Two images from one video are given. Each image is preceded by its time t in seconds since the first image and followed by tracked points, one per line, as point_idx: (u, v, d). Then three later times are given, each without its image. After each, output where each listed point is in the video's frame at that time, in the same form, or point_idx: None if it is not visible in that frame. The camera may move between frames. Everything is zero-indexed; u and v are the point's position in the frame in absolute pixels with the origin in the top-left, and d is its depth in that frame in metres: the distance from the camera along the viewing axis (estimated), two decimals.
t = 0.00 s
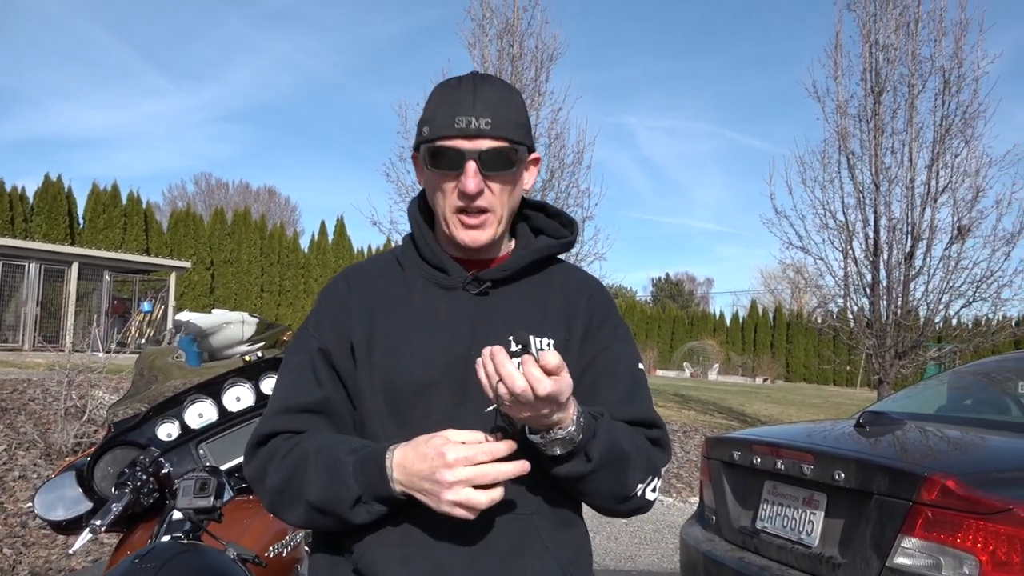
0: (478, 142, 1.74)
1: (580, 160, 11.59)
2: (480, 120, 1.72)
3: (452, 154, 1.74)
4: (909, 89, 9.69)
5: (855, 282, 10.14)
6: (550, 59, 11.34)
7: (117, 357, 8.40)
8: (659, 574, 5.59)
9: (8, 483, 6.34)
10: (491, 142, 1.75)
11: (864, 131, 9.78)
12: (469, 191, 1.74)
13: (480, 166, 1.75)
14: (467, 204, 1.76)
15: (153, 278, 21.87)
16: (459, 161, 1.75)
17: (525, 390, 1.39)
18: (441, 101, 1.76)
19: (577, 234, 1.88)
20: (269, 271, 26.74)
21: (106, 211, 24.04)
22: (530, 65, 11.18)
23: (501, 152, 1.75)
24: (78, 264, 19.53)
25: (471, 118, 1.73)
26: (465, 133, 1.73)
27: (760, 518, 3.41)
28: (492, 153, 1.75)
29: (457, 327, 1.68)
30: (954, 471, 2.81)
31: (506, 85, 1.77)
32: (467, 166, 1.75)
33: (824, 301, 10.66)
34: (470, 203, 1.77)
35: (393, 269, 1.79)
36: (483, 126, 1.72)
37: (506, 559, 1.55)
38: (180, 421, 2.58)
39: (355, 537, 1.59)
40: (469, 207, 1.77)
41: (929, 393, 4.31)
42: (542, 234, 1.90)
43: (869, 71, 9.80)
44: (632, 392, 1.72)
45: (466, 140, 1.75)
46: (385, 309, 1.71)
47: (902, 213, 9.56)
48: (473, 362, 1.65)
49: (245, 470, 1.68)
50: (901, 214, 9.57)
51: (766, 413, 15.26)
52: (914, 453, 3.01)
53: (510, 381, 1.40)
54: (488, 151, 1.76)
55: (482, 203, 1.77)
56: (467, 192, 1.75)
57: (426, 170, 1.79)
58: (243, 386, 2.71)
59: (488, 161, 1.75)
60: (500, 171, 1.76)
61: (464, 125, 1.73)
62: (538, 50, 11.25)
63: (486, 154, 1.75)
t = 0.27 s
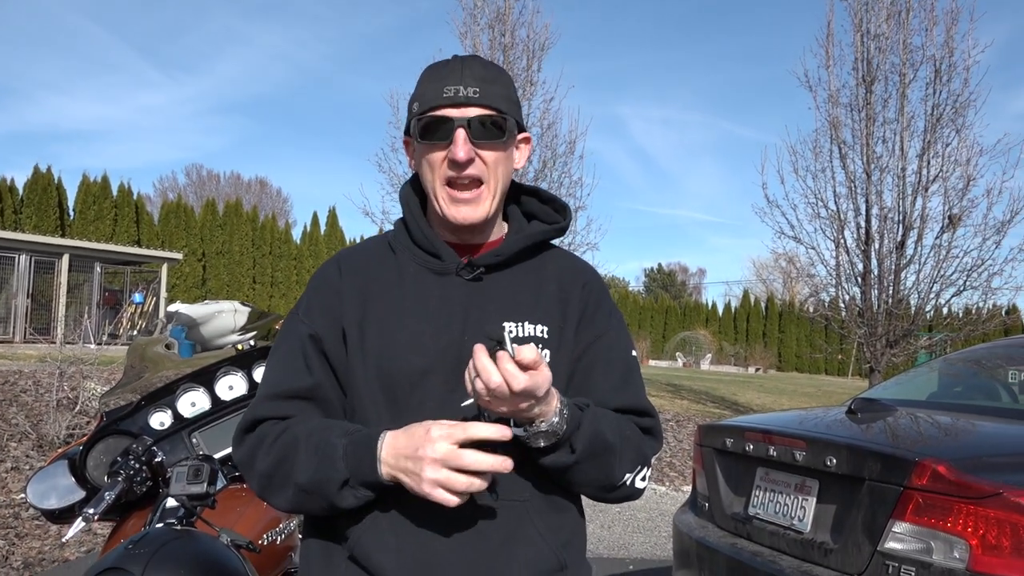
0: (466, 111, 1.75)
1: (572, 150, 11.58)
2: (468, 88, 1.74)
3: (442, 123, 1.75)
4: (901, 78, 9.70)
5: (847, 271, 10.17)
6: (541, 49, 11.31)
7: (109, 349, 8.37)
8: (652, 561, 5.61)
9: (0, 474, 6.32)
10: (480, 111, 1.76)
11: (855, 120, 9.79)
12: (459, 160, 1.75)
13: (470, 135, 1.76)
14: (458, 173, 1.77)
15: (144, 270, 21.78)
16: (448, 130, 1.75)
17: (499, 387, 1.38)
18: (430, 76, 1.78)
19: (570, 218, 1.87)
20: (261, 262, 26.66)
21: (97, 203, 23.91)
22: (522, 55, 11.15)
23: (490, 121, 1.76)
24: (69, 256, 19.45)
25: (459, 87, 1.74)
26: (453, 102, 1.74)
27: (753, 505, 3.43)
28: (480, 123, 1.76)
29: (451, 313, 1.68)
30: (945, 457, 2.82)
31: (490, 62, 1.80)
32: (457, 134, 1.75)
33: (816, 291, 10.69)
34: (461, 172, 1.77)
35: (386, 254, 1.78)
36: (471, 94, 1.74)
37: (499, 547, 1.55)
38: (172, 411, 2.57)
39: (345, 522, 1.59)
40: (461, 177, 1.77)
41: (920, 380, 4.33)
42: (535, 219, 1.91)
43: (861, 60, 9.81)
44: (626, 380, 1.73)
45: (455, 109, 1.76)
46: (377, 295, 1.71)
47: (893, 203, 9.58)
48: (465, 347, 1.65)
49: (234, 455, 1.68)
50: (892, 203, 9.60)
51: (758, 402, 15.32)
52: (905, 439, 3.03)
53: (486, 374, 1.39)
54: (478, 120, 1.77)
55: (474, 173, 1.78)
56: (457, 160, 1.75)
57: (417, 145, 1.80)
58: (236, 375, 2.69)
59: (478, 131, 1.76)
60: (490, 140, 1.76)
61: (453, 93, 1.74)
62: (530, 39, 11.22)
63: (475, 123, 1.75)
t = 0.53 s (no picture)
0: (437, 110, 1.75)
1: (570, 142, 11.57)
2: (436, 88, 1.73)
3: (414, 125, 1.76)
4: (899, 67, 9.69)
5: (845, 261, 10.18)
6: (538, 40, 11.28)
7: (109, 343, 8.37)
8: (653, 551, 5.63)
9: (2, 469, 6.33)
10: (450, 109, 1.74)
11: (853, 110, 9.78)
12: (432, 161, 1.74)
13: (443, 135, 1.74)
14: (435, 173, 1.76)
15: (143, 265, 21.77)
16: (421, 132, 1.76)
17: (530, 363, 1.39)
18: (408, 77, 1.79)
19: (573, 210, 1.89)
20: (259, 256, 26.64)
21: (94, 198, 23.88)
22: (519, 47, 11.13)
23: (461, 119, 1.74)
24: (67, 251, 19.43)
25: (428, 88, 1.74)
26: (423, 104, 1.75)
27: (753, 493, 3.44)
28: (452, 120, 1.74)
29: (454, 303, 1.68)
30: (944, 444, 2.83)
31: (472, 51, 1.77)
32: (429, 136, 1.74)
33: (815, 281, 10.71)
34: (439, 172, 1.76)
35: (389, 245, 1.79)
36: (439, 94, 1.73)
37: (505, 536, 1.56)
38: (173, 403, 2.59)
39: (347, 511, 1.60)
40: (439, 176, 1.77)
41: (918, 368, 4.34)
42: (539, 210, 1.91)
43: (858, 50, 9.79)
44: (632, 370, 1.73)
45: (427, 111, 1.76)
46: (380, 286, 1.71)
47: (891, 192, 9.58)
48: (470, 337, 1.66)
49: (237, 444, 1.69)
50: (890, 192, 9.60)
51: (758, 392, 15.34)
52: (904, 426, 3.04)
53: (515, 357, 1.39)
54: (450, 119, 1.75)
55: (451, 171, 1.76)
56: (430, 161, 1.74)
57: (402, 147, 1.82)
58: (237, 367, 2.70)
59: (451, 129, 1.74)
60: (463, 138, 1.74)
61: (423, 95, 1.74)
62: (527, 31, 11.19)
63: (446, 122, 1.74)
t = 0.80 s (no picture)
0: (451, 106, 1.75)
1: (581, 138, 11.55)
2: (452, 84, 1.73)
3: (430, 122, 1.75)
4: (911, 60, 9.63)
5: (858, 256, 10.13)
6: (548, 37, 11.26)
7: (123, 342, 8.43)
8: (666, 548, 5.63)
9: (18, 467, 6.38)
10: (466, 105, 1.74)
11: (865, 104, 9.73)
12: (449, 158, 1.74)
13: (458, 131, 1.74)
14: (451, 170, 1.76)
15: (155, 264, 21.89)
16: (436, 129, 1.75)
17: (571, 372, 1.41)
18: (420, 74, 1.79)
19: (587, 205, 1.89)
20: (271, 255, 26.75)
21: (107, 198, 24.03)
22: (528, 43, 11.12)
23: (477, 114, 1.74)
24: (81, 250, 19.57)
25: (443, 84, 1.74)
26: (438, 100, 1.75)
27: (767, 489, 3.43)
28: (468, 116, 1.74)
29: (467, 300, 1.69)
30: (960, 439, 2.82)
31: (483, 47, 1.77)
32: (444, 133, 1.75)
33: (827, 276, 10.65)
34: (455, 169, 1.76)
35: (402, 241, 1.79)
36: (454, 89, 1.73)
37: (521, 532, 1.56)
38: (189, 400, 2.61)
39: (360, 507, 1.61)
40: (455, 172, 1.76)
41: (933, 363, 4.32)
42: (553, 205, 1.91)
43: (870, 43, 9.73)
44: (650, 367, 1.73)
45: (441, 107, 1.76)
46: (392, 283, 1.71)
47: (904, 186, 9.52)
48: (483, 334, 1.66)
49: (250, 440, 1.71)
50: (903, 187, 9.54)
51: (770, 389, 15.29)
52: (919, 421, 3.02)
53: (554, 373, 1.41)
54: (465, 114, 1.75)
55: (468, 168, 1.76)
56: (447, 158, 1.74)
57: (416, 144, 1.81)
58: (251, 364, 2.71)
59: (467, 124, 1.74)
60: (480, 134, 1.74)
61: (437, 91, 1.74)
62: (536, 27, 11.18)
63: (462, 118, 1.74)
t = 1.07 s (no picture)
0: (483, 125, 1.74)
1: (594, 144, 11.56)
2: (483, 102, 1.72)
3: (458, 138, 1.74)
4: (926, 64, 9.58)
5: (873, 261, 10.07)
6: (561, 42, 11.28)
7: (140, 347, 8.49)
8: (680, 554, 5.61)
9: (36, 471, 6.43)
10: (497, 124, 1.74)
11: (880, 108, 9.68)
12: (478, 176, 1.74)
13: (487, 149, 1.74)
14: (478, 187, 1.76)
15: (171, 270, 22.05)
16: (466, 145, 1.74)
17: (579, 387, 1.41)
18: (447, 85, 1.76)
19: (600, 211, 1.89)
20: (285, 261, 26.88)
21: (124, 204, 24.25)
22: (541, 49, 11.15)
23: (508, 133, 1.73)
24: (98, 256, 19.74)
25: (474, 101, 1.73)
26: (468, 117, 1.73)
27: (781, 495, 3.41)
28: (499, 134, 1.73)
29: (481, 304, 1.70)
30: (977, 445, 2.79)
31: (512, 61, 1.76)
32: (473, 150, 1.74)
33: (842, 281, 10.60)
34: (481, 186, 1.77)
35: (416, 246, 1.80)
36: (486, 108, 1.72)
37: (534, 534, 1.56)
38: (204, 405, 2.64)
39: (373, 508, 1.61)
40: (482, 189, 1.77)
41: (950, 369, 4.28)
42: (566, 213, 1.91)
43: (885, 47, 9.69)
44: (663, 373, 1.73)
45: (470, 123, 1.75)
46: (406, 286, 1.72)
47: (920, 191, 9.47)
48: (496, 338, 1.67)
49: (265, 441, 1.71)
50: (919, 191, 9.48)
51: (785, 394, 15.20)
52: (936, 427, 3.00)
53: (562, 394, 1.41)
54: (495, 132, 1.74)
55: (494, 184, 1.77)
56: (475, 175, 1.74)
57: (438, 156, 1.80)
58: (266, 369, 2.74)
59: (496, 142, 1.74)
60: (510, 152, 1.74)
61: (468, 109, 1.73)
62: (549, 33, 11.20)
63: (492, 137, 1.73)
